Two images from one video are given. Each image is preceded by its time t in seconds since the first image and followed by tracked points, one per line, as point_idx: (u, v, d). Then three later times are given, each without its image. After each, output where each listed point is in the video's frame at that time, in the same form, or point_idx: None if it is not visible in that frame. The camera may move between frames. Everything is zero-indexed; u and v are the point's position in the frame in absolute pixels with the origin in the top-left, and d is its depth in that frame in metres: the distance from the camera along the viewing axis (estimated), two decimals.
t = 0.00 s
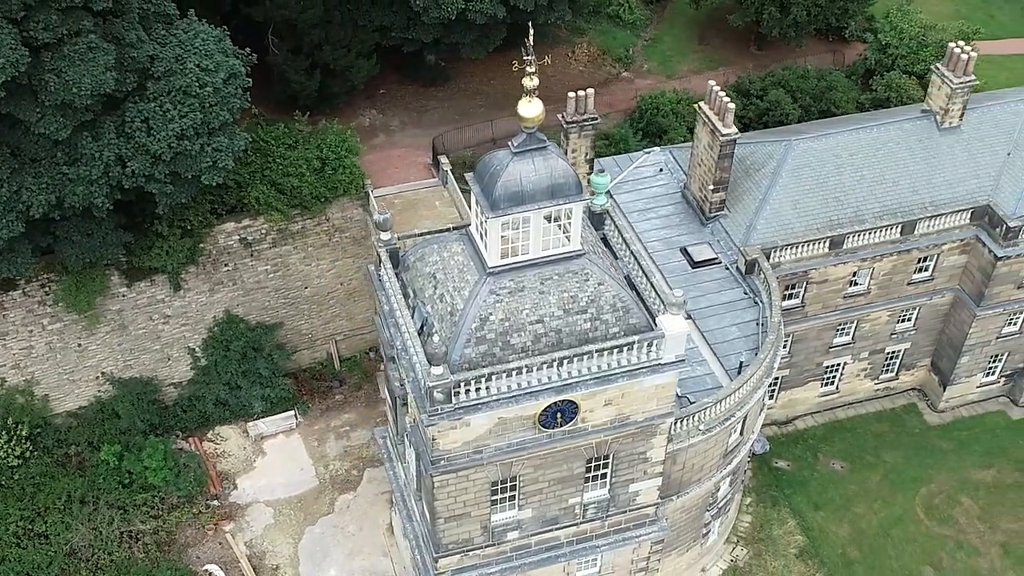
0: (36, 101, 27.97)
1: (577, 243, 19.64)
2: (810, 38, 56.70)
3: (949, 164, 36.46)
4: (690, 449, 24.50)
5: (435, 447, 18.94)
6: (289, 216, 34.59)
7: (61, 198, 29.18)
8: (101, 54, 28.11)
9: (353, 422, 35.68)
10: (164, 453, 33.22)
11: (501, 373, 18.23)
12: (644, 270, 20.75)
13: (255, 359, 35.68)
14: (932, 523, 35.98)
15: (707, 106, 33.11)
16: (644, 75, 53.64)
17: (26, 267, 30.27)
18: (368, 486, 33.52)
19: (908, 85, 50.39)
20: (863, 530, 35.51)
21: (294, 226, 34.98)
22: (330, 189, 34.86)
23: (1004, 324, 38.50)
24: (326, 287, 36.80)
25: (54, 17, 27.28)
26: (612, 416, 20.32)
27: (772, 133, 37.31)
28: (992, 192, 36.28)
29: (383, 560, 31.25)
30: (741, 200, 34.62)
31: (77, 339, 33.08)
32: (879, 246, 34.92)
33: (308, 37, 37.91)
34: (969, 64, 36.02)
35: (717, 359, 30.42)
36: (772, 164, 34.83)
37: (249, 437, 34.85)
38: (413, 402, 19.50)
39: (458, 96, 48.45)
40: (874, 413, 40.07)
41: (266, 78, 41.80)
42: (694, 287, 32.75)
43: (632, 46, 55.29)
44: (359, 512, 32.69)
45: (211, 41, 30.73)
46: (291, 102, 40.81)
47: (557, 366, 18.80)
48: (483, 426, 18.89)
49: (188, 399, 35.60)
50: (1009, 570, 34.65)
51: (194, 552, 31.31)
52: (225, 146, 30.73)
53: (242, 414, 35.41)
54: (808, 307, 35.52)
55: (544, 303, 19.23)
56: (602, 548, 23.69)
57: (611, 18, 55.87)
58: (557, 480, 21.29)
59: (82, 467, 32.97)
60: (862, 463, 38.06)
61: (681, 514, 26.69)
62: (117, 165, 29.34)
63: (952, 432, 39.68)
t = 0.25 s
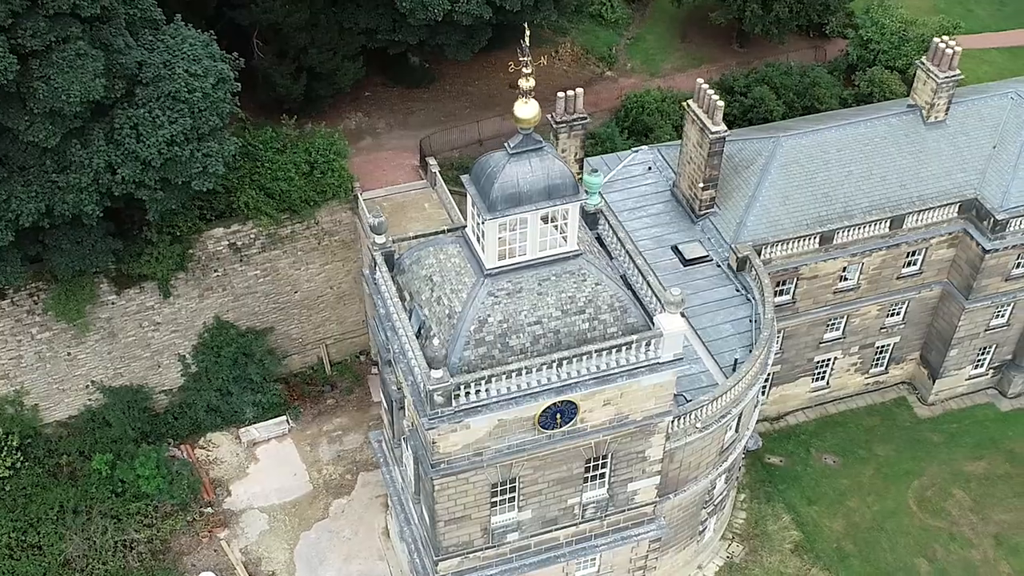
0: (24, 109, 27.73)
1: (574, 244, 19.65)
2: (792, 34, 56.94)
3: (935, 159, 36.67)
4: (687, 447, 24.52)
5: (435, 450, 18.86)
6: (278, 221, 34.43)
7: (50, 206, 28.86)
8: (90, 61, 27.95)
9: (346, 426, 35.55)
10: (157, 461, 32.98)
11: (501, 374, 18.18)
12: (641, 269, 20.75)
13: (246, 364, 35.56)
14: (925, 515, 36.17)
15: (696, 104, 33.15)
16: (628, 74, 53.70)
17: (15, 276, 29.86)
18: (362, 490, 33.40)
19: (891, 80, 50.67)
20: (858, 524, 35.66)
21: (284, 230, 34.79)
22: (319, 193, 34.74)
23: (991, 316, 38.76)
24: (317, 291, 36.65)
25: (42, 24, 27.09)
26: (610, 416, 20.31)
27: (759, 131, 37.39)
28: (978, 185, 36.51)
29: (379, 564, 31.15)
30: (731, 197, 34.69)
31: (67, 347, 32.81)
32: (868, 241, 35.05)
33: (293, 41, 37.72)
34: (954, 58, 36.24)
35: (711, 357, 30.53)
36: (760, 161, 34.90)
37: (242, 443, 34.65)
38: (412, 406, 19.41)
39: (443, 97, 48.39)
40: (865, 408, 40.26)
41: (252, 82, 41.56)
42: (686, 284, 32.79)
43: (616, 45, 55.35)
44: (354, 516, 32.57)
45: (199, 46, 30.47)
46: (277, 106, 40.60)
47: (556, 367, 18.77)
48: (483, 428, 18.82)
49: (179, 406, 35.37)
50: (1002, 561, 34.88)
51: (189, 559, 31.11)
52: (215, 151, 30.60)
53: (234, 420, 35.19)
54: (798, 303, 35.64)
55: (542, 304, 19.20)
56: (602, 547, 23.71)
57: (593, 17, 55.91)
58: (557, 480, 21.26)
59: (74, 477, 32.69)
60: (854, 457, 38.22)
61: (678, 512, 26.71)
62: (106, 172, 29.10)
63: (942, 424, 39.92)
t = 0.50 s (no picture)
0: (14, 117, 27.59)
1: (571, 243, 19.66)
2: (774, 31, 57.15)
3: (922, 153, 36.88)
4: (685, 445, 24.53)
5: (436, 452, 18.79)
6: (268, 224, 34.27)
7: (40, 214, 28.61)
8: (79, 67, 27.67)
9: (339, 429, 35.43)
10: (150, 468, 32.78)
11: (501, 375, 18.16)
12: (637, 268, 20.77)
13: (238, 369, 35.40)
14: (919, 508, 36.36)
15: (686, 102, 33.20)
16: (613, 73, 53.73)
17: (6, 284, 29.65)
18: (357, 494, 33.29)
19: (874, 75, 50.91)
20: (852, 518, 35.80)
21: (274, 234, 34.61)
22: (309, 196, 34.64)
23: (980, 309, 39.01)
24: (307, 295, 36.49)
25: (31, 30, 26.83)
26: (610, 415, 20.31)
27: (747, 127, 37.46)
28: (965, 179, 36.77)
29: (377, 567, 31.05)
30: (721, 194, 34.76)
31: (57, 355, 32.56)
32: (858, 236, 35.22)
33: (279, 44, 37.52)
34: (940, 53, 36.40)
35: (706, 355, 30.55)
36: (750, 158, 34.98)
37: (235, 448, 34.47)
38: (411, 408, 19.34)
39: (430, 98, 48.29)
40: (856, 402, 40.43)
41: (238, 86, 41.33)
42: (679, 282, 32.84)
43: (600, 44, 55.38)
44: (349, 519, 32.46)
45: (188, 50, 30.40)
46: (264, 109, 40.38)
47: (556, 367, 18.76)
48: (483, 429, 18.77)
49: (171, 412, 35.16)
50: (996, 552, 35.11)
51: (185, 566, 30.93)
52: (206, 156, 30.51)
53: (226, 425, 34.99)
54: (790, 298, 35.76)
55: (540, 304, 19.19)
56: (601, 546, 23.73)
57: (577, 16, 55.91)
58: (556, 480, 21.25)
59: (66, 486, 32.43)
60: (847, 451, 38.38)
61: (675, 509, 26.72)
62: (97, 178, 28.93)
63: (933, 417, 40.13)
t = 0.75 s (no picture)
0: (4, 124, 27.36)
1: (568, 243, 19.65)
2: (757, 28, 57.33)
3: (909, 148, 37.08)
4: (682, 442, 24.54)
5: (437, 454, 18.72)
6: (258, 229, 34.10)
7: (31, 222, 28.41)
8: (69, 73, 27.51)
9: (332, 433, 35.31)
10: (144, 476, 32.56)
11: (501, 377, 18.12)
12: (634, 266, 20.77)
13: (230, 374, 35.18)
14: (913, 501, 36.54)
15: (675, 100, 33.23)
16: (598, 72, 53.74)
17: None
18: (353, 497, 33.18)
19: (857, 71, 51.14)
20: (847, 512, 35.95)
21: (264, 238, 34.43)
22: (298, 200, 34.50)
23: (969, 302, 39.25)
24: (298, 299, 36.33)
25: (20, 37, 26.53)
26: (609, 414, 20.31)
27: (735, 125, 37.55)
28: (952, 174, 37.02)
29: (374, 571, 30.96)
30: (711, 192, 34.84)
31: (47, 364, 32.29)
32: (848, 231, 35.36)
33: (265, 47, 37.28)
34: (926, 48, 36.65)
35: (701, 352, 30.73)
36: (739, 156, 35.06)
37: (228, 454, 34.27)
38: (411, 411, 19.27)
39: (416, 100, 48.20)
40: (846, 396, 40.60)
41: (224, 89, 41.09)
42: (671, 280, 32.89)
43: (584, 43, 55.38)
44: (345, 523, 32.35)
45: (177, 55, 30.23)
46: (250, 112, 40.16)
47: (556, 367, 18.74)
48: (484, 430, 18.72)
49: (163, 419, 34.93)
50: (990, 543, 35.33)
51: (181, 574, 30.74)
52: (197, 161, 30.38)
53: (219, 431, 34.80)
54: (781, 295, 35.87)
55: (539, 304, 19.18)
56: (601, 545, 23.75)
57: (560, 15, 55.92)
58: (556, 480, 21.22)
59: (59, 495, 32.18)
60: (840, 445, 38.53)
61: (673, 507, 26.75)
62: (87, 185, 28.79)
63: (924, 410, 40.35)
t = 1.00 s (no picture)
0: None
1: (564, 243, 19.65)
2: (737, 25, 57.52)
3: (895, 142, 37.28)
4: (678, 439, 24.56)
5: (436, 457, 18.66)
6: (246, 233, 33.93)
7: (20, 230, 28.05)
8: (57, 79, 27.34)
9: (324, 437, 35.17)
10: (136, 483, 32.33)
11: (499, 378, 18.09)
12: (629, 265, 20.78)
13: (220, 380, 35.03)
14: (905, 493, 36.75)
15: (662, 98, 33.25)
16: (581, 71, 53.76)
17: None
18: (346, 501, 33.06)
19: (839, 67, 51.38)
20: (840, 506, 36.11)
21: (252, 242, 34.23)
22: (287, 204, 34.35)
23: (956, 294, 39.51)
24: (287, 302, 36.16)
25: (7, 43, 26.50)
26: (607, 413, 20.31)
27: (722, 122, 37.63)
28: (938, 167, 37.28)
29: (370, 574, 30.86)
30: (699, 189, 34.92)
31: (36, 373, 32.00)
32: (836, 227, 35.51)
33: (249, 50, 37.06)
34: (910, 43, 36.78)
35: (695, 349, 30.82)
36: (726, 152, 35.13)
37: (219, 460, 34.06)
38: (409, 413, 19.20)
39: (400, 101, 48.09)
40: (836, 391, 40.78)
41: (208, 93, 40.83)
42: (662, 277, 32.92)
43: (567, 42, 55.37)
44: (340, 527, 32.23)
45: (164, 60, 30.08)
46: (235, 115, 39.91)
47: (554, 367, 18.72)
48: (483, 432, 18.68)
49: (153, 426, 34.68)
50: (982, 534, 35.58)
51: None
52: (187, 166, 30.12)
53: (210, 437, 34.58)
54: (771, 290, 35.99)
55: (536, 305, 19.16)
56: (599, 544, 23.75)
57: (542, 15, 55.91)
58: (555, 480, 21.20)
59: (50, 504, 31.89)
60: (831, 439, 38.70)
61: (670, 504, 26.78)
62: (76, 192, 28.47)
63: (913, 403, 40.58)
